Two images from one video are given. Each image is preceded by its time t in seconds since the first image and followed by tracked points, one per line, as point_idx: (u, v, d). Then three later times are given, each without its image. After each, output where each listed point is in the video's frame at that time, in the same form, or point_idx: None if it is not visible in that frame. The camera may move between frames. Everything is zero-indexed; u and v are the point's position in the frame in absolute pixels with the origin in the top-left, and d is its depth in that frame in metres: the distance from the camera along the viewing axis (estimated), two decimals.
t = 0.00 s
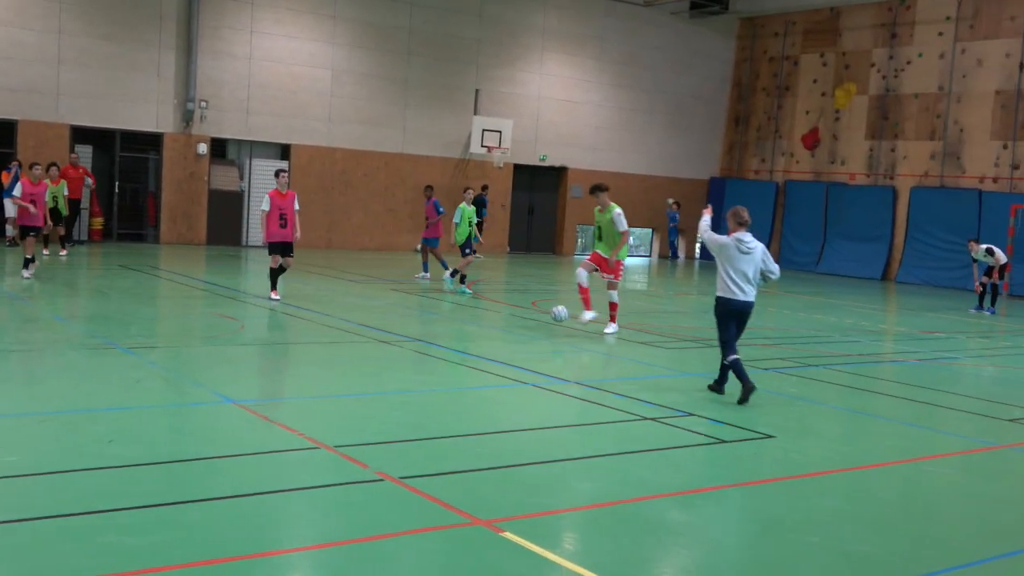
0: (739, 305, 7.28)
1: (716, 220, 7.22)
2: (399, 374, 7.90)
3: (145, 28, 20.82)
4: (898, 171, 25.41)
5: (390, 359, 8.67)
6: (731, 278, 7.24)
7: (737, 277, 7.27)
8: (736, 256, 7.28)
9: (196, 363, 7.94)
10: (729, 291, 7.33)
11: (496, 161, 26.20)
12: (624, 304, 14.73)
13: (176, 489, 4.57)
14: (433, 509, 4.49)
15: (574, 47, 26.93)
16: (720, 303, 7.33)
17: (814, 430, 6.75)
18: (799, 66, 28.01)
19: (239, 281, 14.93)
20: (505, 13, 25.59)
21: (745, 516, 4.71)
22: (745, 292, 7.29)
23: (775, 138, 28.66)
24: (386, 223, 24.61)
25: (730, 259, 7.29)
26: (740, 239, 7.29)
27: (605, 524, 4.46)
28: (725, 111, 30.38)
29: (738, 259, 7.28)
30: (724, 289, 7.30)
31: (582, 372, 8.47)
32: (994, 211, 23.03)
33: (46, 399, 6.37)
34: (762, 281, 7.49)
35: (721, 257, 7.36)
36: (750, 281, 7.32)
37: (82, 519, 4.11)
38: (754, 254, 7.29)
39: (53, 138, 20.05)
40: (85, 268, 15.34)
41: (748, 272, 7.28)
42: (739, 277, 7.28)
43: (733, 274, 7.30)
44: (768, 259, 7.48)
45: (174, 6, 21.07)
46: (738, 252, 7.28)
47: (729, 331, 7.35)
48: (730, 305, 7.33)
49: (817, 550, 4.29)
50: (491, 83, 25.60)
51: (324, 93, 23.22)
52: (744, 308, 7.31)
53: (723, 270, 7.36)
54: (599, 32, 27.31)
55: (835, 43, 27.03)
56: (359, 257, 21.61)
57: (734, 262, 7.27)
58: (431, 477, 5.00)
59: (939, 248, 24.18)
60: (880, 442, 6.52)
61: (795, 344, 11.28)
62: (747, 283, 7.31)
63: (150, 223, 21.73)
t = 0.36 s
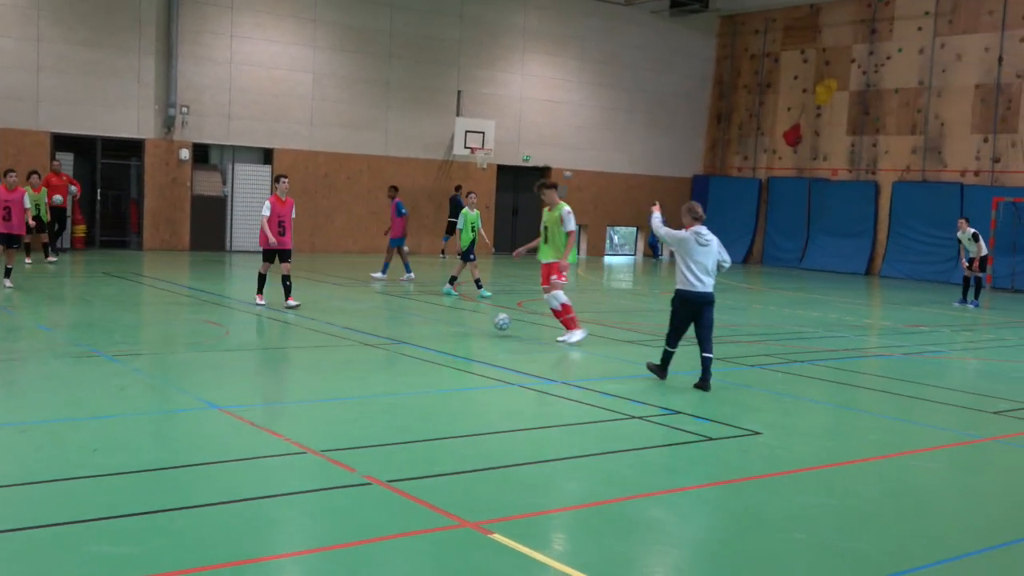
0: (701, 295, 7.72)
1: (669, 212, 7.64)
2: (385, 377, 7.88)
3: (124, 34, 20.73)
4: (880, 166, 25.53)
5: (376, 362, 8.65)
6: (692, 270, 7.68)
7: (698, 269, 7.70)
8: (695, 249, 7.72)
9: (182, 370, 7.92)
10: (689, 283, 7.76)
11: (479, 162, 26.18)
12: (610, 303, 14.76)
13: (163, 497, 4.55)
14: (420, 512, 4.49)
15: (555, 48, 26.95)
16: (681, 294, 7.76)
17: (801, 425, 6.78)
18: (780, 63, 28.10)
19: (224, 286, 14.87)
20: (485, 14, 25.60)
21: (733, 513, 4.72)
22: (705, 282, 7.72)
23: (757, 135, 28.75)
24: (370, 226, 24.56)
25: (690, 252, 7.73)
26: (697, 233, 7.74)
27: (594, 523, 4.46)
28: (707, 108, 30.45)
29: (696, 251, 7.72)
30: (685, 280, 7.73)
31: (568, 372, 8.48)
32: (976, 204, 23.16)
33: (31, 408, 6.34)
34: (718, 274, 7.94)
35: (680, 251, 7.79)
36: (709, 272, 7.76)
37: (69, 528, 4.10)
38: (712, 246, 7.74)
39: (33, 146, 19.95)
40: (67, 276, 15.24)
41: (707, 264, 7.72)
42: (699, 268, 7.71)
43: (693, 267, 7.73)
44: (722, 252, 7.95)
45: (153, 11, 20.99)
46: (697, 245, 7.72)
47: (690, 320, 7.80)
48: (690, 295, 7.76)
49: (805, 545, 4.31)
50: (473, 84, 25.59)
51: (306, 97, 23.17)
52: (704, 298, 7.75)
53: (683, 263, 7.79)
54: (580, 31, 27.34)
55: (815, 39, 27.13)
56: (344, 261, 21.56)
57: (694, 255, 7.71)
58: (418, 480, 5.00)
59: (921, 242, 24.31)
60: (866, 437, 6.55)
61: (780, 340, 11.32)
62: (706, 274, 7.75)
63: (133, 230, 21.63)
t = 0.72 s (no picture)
0: (655, 288, 8.07)
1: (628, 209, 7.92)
2: (374, 383, 7.86)
3: (107, 42, 20.65)
4: (865, 164, 25.61)
5: (365, 367, 8.62)
6: (647, 265, 8.02)
7: (652, 264, 8.05)
8: (650, 244, 8.05)
9: (171, 379, 7.87)
10: (645, 275, 8.11)
11: (465, 166, 26.15)
12: (597, 305, 14.75)
13: (152, 507, 4.51)
14: (411, 517, 4.47)
15: (540, 50, 26.96)
16: (636, 287, 8.11)
17: (790, 424, 6.78)
18: (764, 63, 28.16)
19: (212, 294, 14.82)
20: (469, 18, 25.60)
21: (724, 513, 4.71)
22: (659, 276, 8.06)
23: (743, 134, 28.82)
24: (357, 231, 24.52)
25: (645, 247, 8.06)
26: (653, 229, 8.06)
27: (586, 526, 4.45)
28: (692, 108, 30.50)
29: (652, 246, 8.06)
30: (640, 273, 8.08)
31: (558, 374, 8.46)
32: (961, 200, 23.25)
33: (18, 420, 6.29)
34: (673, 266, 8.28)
35: (636, 245, 8.12)
36: (663, 266, 8.10)
37: (58, 540, 4.05)
38: (666, 241, 8.06)
39: (17, 156, 19.86)
40: (53, 287, 15.17)
41: (661, 258, 8.07)
42: (653, 263, 8.05)
43: (648, 261, 8.08)
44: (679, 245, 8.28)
45: (136, 19, 20.93)
46: (652, 240, 8.05)
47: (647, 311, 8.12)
48: (645, 288, 8.10)
49: (797, 544, 4.30)
50: (459, 88, 25.58)
51: (291, 102, 23.13)
52: (658, 290, 8.10)
53: (639, 257, 8.13)
54: (564, 33, 27.36)
55: (799, 38, 27.21)
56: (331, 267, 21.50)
57: (649, 250, 8.04)
58: (409, 485, 4.97)
59: (908, 238, 24.40)
60: (857, 435, 6.55)
61: (769, 339, 11.32)
62: (660, 267, 8.10)
63: (119, 238, 21.51)
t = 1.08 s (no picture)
0: (634, 295, 8.53)
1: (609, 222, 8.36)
2: (377, 396, 7.85)
3: (107, 58, 20.71)
4: (865, 172, 25.63)
5: (367, 380, 8.62)
6: (625, 273, 8.48)
7: (629, 272, 8.50)
8: (628, 253, 8.51)
9: (173, 393, 7.87)
10: (623, 283, 8.57)
11: (465, 178, 26.20)
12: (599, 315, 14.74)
13: (154, 522, 4.51)
14: (413, 530, 4.46)
15: (538, 62, 27.02)
16: (614, 294, 8.57)
17: (792, 433, 6.77)
18: (762, 72, 28.22)
19: (214, 308, 14.84)
20: (468, 31, 25.67)
21: (727, 523, 4.71)
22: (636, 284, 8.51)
23: (742, 144, 28.85)
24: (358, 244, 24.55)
25: (623, 256, 8.53)
26: (631, 239, 8.52)
27: (589, 537, 4.45)
28: (691, 118, 30.54)
29: (630, 255, 8.51)
30: (618, 281, 8.54)
31: (560, 385, 8.46)
32: (961, 207, 23.27)
33: (21, 435, 6.30)
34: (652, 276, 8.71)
35: (616, 254, 8.60)
36: (640, 275, 8.55)
37: (59, 555, 4.06)
38: (644, 251, 8.51)
39: (18, 172, 19.91)
40: (55, 302, 15.19)
41: (638, 267, 8.51)
42: (630, 271, 8.51)
43: (626, 269, 8.53)
44: (657, 257, 8.71)
45: (136, 34, 21.00)
46: (629, 250, 8.51)
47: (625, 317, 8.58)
48: (623, 295, 8.56)
49: (798, 554, 4.29)
50: (458, 100, 25.63)
51: (291, 116, 23.17)
52: (636, 297, 8.57)
53: (618, 266, 8.59)
54: (562, 44, 27.42)
55: (797, 47, 27.27)
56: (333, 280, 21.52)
57: (627, 258, 8.51)
58: (410, 498, 4.97)
59: (909, 246, 24.41)
60: (859, 443, 6.55)
61: (771, 348, 11.32)
62: (637, 276, 8.55)
63: (120, 253, 21.53)
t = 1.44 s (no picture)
0: (624, 297, 8.80)
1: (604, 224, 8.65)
2: (389, 400, 7.86)
3: (119, 64, 20.80)
4: (877, 173, 25.54)
5: (378, 384, 8.63)
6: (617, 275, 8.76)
7: (620, 274, 8.81)
8: (619, 257, 8.81)
9: (185, 398, 7.89)
10: (613, 286, 8.86)
11: (476, 181, 26.22)
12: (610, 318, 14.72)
13: (166, 526, 4.52)
14: (424, 533, 4.46)
15: (548, 65, 27.03)
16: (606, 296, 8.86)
17: (804, 435, 6.75)
18: (774, 74, 28.16)
19: (226, 312, 14.88)
20: (478, 35, 25.70)
21: (738, 526, 4.69)
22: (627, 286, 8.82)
23: (754, 146, 28.79)
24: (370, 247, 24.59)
25: (615, 259, 8.81)
26: (622, 243, 8.81)
27: (601, 540, 4.44)
28: (702, 120, 30.48)
29: (621, 259, 8.81)
30: (609, 283, 8.82)
31: (571, 388, 8.45)
32: (974, 208, 23.18)
33: (34, 440, 6.32)
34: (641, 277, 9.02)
35: (607, 258, 8.88)
36: (631, 277, 8.86)
37: (74, 559, 4.07)
38: (635, 254, 8.82)
39: (31, 178, 20.01)
40: (68, 307, 15.25)
41: (629, 270, 8.82)
42: (621, 274, 8.81)
43: (617, 272, 8.83)
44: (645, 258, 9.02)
45: (148, 40, 21.10)
46: (621, 254, 8.81)
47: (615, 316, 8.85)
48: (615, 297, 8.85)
49: (810, 556, 4.27)
50: (469, 104, 25.66)
51: (302, 120, 23.22)
52: (627, 299, 8.84)
53: (610, 268, 8.88)
54: (572, 47, 27.43)
55: (808, 48, 27.22)
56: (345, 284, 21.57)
57: (618, 261, 8.80)
58: (421, 501, 4.98)
59: (922, 247, 24.32)
60: (872, 444, 6.53)
61: (783, 350, 11.29)
62: (628, 278, 8.85)
63: (133, 259, 21.60)
